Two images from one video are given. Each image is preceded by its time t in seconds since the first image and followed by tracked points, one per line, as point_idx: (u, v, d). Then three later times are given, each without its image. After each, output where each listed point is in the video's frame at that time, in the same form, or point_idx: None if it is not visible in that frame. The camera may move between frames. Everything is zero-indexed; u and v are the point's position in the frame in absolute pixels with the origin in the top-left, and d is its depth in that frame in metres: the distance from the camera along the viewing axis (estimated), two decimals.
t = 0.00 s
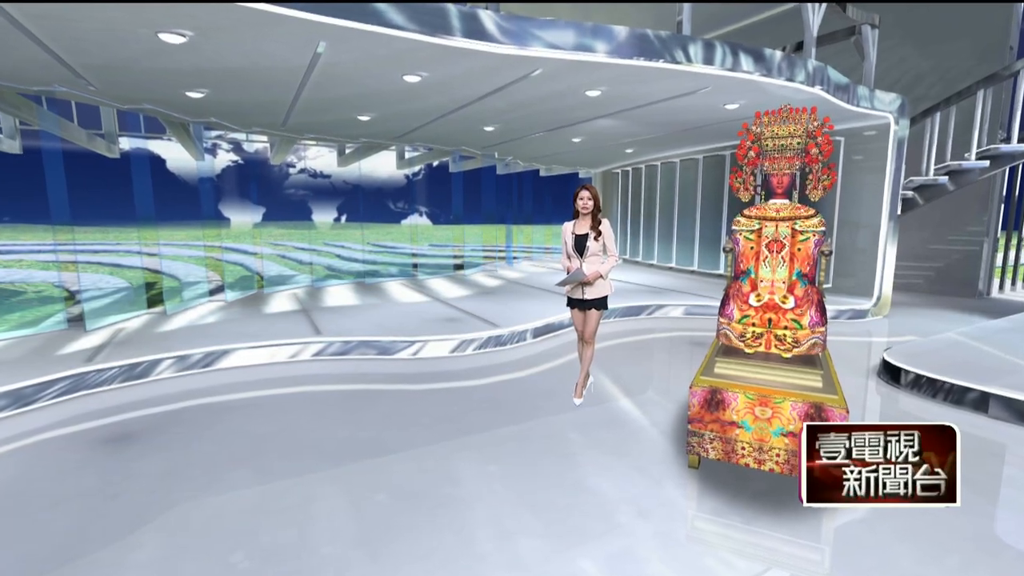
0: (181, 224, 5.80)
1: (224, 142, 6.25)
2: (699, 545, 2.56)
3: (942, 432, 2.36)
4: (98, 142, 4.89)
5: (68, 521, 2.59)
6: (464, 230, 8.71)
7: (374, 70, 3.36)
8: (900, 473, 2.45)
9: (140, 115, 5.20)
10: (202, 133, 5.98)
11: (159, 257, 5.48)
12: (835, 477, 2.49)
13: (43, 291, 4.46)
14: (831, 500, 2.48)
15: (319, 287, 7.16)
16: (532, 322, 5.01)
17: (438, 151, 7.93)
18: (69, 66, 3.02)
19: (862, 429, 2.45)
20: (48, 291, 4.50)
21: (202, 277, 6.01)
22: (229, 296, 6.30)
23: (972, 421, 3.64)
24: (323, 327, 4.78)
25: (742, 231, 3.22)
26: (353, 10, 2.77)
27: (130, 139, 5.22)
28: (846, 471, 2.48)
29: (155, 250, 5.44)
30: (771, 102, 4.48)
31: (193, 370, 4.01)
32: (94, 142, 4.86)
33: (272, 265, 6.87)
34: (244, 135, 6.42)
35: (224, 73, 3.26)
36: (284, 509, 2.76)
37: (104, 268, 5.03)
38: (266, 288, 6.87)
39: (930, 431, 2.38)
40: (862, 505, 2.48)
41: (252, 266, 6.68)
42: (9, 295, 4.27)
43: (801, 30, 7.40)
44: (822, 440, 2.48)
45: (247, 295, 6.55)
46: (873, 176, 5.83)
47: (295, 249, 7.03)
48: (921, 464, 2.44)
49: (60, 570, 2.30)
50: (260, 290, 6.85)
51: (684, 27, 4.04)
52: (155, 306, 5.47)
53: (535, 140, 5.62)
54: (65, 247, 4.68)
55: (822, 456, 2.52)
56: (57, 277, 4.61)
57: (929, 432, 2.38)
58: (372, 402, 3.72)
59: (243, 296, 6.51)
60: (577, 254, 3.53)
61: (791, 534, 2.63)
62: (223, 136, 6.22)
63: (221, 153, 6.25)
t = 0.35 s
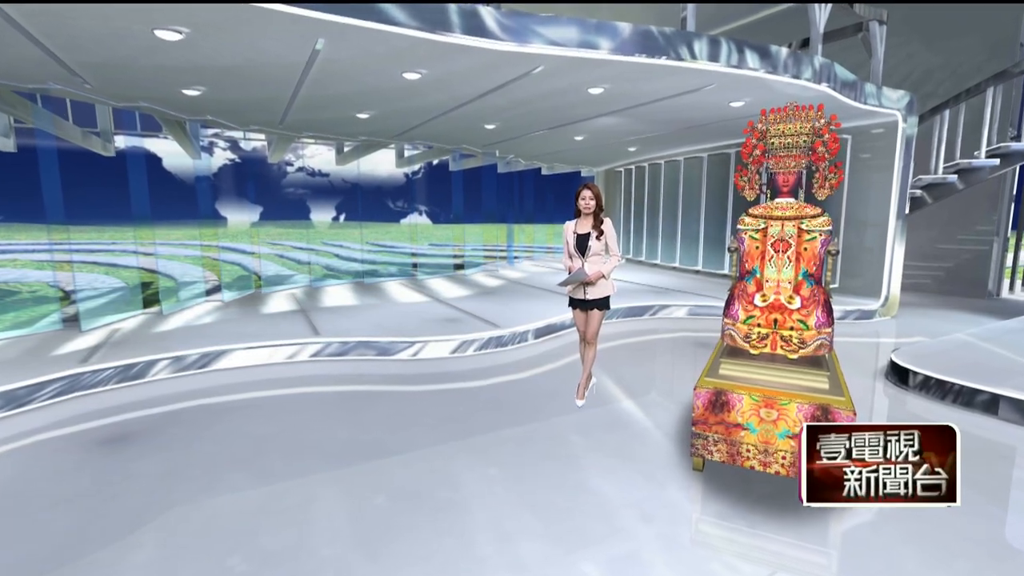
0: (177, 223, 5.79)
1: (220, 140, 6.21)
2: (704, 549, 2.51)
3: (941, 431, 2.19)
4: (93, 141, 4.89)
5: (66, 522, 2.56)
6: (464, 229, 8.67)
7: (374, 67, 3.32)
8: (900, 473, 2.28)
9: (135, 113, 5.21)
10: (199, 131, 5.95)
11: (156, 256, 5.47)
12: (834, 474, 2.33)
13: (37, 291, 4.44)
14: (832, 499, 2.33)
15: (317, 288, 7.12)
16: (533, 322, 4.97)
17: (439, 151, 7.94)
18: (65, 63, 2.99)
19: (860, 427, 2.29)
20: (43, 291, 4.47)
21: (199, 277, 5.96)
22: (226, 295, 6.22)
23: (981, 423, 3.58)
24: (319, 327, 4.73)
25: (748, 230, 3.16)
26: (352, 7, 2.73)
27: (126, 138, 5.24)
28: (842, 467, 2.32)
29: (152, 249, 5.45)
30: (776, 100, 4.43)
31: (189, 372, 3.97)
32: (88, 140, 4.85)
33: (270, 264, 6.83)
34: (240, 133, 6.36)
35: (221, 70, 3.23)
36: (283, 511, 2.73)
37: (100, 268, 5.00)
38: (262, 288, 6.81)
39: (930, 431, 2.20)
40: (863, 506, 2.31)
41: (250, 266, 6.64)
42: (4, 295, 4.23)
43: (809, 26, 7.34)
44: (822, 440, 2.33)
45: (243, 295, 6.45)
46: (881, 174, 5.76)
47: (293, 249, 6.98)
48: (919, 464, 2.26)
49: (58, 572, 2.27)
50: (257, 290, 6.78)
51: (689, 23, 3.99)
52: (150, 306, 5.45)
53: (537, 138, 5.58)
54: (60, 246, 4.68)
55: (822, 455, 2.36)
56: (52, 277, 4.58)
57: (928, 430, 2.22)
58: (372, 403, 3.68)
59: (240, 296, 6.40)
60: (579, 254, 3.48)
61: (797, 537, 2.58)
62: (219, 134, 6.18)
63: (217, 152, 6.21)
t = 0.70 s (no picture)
0: (175, 222, 5.76)
1: (218, 138, 6.21)
2: (710, 553, 2.45)
3: (941, 431, 2.08)
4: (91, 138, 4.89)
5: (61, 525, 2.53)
6: (464, 229, 8.59)
7: (374, 64, 3.28)
8: (900, 473, 2.19)
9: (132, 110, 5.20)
10: (197, 129, 5.91)
11: (151, 256, 5.45)
12: (835, 475, 2.27)
13: (33, 290, 4.42)
14: (834, 500, 2.28)
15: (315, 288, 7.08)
16: (536, 323, 4.92)
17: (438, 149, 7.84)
18: (60, 61, 2.96)
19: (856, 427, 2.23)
20: (39, 291, 4.45)
21: (196, 277, 5.94)
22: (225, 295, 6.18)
23: (994, 427, 3.51)
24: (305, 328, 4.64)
25: (754, 229, 3.10)
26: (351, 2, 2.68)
27: (123, 135, 5.20)
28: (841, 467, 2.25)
29: (149, 249, 5.43)
30: (784, 97, 4.36)
31: (186, 372, 3.94)
32: (85, 138, 4.83)
33: (268, 264, 6.79)
34: (239, 132, 6.39)
35: (217, 68, 3.19)
36: (282, 514, 2.69)
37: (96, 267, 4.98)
38: (261, 288, 6.77)
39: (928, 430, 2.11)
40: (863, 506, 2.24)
41: (248, 266, 6.57)
42: None
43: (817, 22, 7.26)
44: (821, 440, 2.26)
45: (241, 295, 6.41)
46: (890, 173, 5.68)
47: (291, 249, 6.96)
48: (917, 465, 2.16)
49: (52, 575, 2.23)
50: (256, 290, 6.71)
51: (694, 19, 3.93)
52: (148, 306, 5.43)
53: (540, 136, 5.53)
54: (56, 245, 4.65)
55: (823, 455, 2.30)
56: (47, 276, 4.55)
57: (928, 429, 2.12)
58: (373, 404, 3.64)
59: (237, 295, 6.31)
60: (581, 254, 3.42)
61: (805, 542, 2.52)
62: (217, 132, 6.19)
63: (215, 151, 6.22)
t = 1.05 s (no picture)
0: (172, 221, 5.72)
1: (215, 137, 6.15)
2: (716, 558, 2.39)
3: (941, 430, 1.98)
4: (88, 137, 4.83)
5: (58, 526, 2.50)
6: (466, 228, 8.51)
7: (373, 60, 3.23)
8: (900, 473, 2.09)
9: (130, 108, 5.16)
10: (193, 127, 5.89)
11: (148, 255, 5.42)
12: (832, 474, 2.19)
13: (28, 290, 4.40)
14: (833, 499, 2.19)
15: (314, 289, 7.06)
16: (538, 324, 4.85)
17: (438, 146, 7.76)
18: (57, 58, 2.93)
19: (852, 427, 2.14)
20: (34, 290, 4.43)
21: (192, 277, 5.95)
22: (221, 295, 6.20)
23: (1009, 430, 3.43)
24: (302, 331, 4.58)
25: (762, 228, 3.03)
26: None
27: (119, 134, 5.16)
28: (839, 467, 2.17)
29: (145, 248, 5.39)
30: (793, 93, 4.29)
31: (181, 373, 3.90)
32: (82, 136, 4.78)
33: (266, 264, 6.74)
34: (236, 129, 6.30)
35: (215, 64, 3.15)
36: (281, 517, 2.65)
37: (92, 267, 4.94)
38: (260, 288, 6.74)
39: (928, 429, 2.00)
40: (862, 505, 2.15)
41: (245, 265, 6.53)
42: None
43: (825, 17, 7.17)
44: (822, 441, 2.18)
45: (239, 295, 6.42)
46: (902, 170, 5.58)
47: (290, 248, 6.92)
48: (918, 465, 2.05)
49: None
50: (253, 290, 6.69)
51: (701, 14, 3.87)
52: (144, 306, 5.40)
53: (543, 134, 5.47)
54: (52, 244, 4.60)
55: (822, 455, 2.21)
56: (42, 276, 4.51)
57: (927, 428, 2.01)
58: (374, 405, 3.60)
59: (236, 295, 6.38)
60: (585, 253, 3.37)
61: (814, 547, 2.46)
62: (214, 130, 6.11)
63: (212, 148, 6.15)
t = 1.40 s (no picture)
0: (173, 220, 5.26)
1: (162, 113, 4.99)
2: (725, 565, 2.32)
3: (944, 432, 2.24)
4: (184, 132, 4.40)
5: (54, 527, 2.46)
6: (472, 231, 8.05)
7: (375, 55, 3.17)
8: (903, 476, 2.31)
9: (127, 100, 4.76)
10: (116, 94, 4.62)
11: (145, 255, 5.01)
12: (835, 476, 2.33)
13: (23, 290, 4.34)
14: (832, 497, 2.36)
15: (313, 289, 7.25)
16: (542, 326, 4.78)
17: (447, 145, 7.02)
18: (53, 55, 2.88)
19: (865, 429, 2.29)
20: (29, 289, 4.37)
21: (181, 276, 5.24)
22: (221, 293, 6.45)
23: None
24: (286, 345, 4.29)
25: (773, 227, 2.95)
26: None
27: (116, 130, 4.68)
28: (846, 471, 2.31)
29: (143, 247, 4.97)
30: (806, 89, 4.19)
31: (177, 373, 3.84)
32: (76, 133, 4.46)
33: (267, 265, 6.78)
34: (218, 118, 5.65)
35: (214, 61, 3.10)
36: (280, 519, 2.60)
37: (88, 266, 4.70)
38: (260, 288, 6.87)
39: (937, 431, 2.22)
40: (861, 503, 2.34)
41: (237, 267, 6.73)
42: None
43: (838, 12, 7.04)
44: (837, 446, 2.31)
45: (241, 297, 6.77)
46: (918, 168, 5.47)
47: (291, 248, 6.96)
48: (920, 469, 2.27)
49: None
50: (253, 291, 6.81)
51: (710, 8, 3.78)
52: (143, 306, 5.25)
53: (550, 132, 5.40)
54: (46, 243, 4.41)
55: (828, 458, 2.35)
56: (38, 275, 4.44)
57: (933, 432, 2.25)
58: (375, 405, 3.54)
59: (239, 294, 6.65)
60: (591, 253, 3.30)
61: (827, 554, 2.38)
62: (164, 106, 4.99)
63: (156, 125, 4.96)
